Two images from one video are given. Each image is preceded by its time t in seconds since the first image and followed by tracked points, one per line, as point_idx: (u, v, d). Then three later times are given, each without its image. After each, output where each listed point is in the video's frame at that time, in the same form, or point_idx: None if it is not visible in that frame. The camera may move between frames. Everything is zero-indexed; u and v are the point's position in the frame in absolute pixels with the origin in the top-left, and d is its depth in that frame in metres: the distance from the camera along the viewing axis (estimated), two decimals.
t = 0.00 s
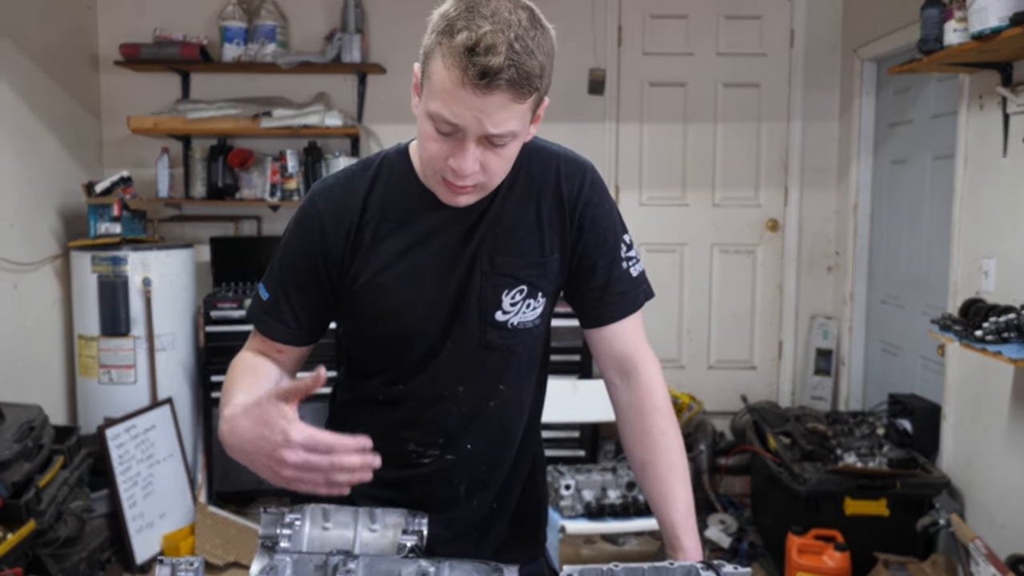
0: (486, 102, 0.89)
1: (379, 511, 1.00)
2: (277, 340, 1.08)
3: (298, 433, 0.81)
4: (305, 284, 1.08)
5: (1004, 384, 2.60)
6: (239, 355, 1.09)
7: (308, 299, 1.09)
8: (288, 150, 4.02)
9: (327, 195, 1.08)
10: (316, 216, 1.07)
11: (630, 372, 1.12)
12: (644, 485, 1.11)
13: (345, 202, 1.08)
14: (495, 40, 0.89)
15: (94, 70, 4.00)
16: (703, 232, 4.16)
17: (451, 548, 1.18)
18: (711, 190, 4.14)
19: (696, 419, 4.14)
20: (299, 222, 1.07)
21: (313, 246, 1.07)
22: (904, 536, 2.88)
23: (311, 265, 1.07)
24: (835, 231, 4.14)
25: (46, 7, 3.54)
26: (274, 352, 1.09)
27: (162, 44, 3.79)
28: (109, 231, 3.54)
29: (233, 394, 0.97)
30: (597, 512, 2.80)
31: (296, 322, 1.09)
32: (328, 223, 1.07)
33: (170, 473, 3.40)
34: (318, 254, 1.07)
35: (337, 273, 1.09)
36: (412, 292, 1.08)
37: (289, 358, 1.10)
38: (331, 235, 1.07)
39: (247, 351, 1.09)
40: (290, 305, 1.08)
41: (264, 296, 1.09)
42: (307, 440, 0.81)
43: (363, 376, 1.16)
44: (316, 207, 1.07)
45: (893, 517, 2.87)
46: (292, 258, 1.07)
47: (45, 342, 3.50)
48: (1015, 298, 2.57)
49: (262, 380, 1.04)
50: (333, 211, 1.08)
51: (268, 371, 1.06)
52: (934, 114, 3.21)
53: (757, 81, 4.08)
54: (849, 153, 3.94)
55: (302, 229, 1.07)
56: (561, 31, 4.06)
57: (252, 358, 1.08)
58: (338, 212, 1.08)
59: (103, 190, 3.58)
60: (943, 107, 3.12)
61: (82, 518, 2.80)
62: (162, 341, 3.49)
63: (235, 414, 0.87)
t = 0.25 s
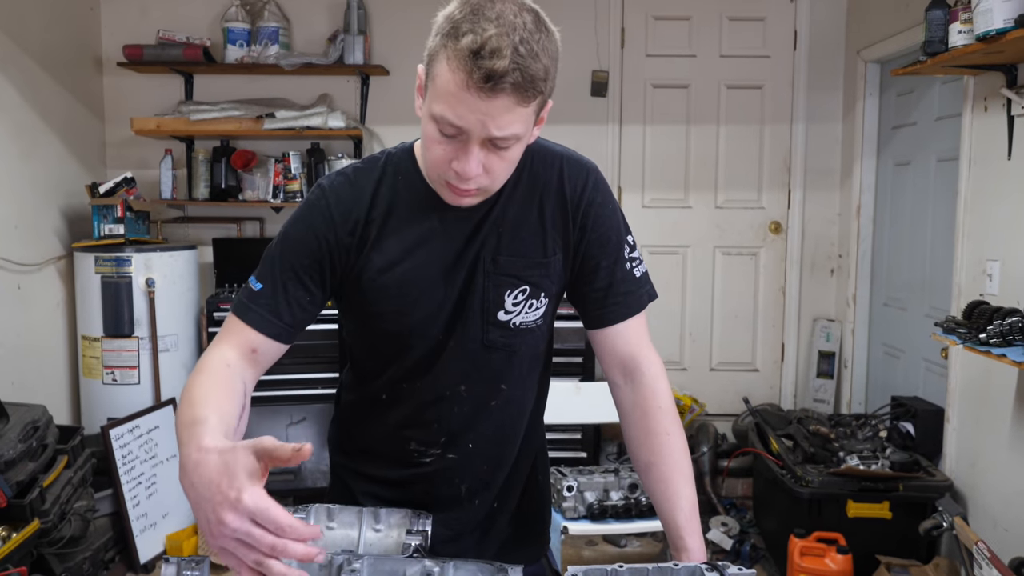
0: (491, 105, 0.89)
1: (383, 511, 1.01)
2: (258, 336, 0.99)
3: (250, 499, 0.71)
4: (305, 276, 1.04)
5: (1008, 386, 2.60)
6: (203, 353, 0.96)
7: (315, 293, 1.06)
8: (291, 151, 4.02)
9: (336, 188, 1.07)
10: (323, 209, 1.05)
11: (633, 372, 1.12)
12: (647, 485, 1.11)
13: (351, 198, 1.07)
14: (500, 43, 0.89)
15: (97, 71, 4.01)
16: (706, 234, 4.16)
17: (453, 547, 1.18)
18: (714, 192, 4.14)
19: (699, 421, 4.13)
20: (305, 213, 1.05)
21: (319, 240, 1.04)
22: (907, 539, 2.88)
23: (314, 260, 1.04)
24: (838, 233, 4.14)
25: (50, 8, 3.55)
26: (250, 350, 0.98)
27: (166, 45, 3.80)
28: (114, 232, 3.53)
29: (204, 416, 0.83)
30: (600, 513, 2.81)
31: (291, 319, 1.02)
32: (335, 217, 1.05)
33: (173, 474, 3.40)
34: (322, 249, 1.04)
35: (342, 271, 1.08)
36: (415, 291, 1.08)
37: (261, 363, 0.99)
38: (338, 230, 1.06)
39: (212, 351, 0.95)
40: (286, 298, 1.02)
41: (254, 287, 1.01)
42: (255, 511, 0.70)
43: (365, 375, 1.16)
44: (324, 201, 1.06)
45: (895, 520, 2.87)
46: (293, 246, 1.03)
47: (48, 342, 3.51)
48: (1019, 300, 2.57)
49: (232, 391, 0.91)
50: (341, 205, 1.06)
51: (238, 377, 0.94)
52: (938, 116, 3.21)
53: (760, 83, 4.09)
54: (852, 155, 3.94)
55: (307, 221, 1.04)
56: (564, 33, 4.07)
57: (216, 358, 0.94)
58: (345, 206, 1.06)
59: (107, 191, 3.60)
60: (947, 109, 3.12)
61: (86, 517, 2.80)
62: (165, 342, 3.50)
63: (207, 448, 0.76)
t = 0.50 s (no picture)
0: (487, 97, 0.89)
1: (384, 510, 1.01)
2: (261, 336, 0.98)
3: (240, 534, 0.69)
4: (306, 272, 1.03)
5: (1010, 387, 2.60)
6: (205, 355, 0.94)
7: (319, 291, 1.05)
8: (293, 150, 4.03)
9: (338, 185, 1.06)
10: (325, 207, 1.04)
11: (634, 371, 1.12)
12: (647, 484, 1.11)
13: (354, 195, 1.06)
14: (496, 34, 0.89)
15: (99, 70, 4.01)
16: (708, 234, 4.16)
17: (454, 547, 1.18)
18: (716, 192, 4.14)
19: (701, 421, 4.13)
20: (308, 211, 1.04)
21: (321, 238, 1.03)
22: (908, 539, 2.88)
23: (317, 259, 1.04)
24: (840, 234, 4.13)
25: (52, 8, 3.55)
26: (252, 353, 0.97)
27: (168, 44, 3.80)
28: (114, 231, 3.56)
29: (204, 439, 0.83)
30: (601, 513, 2.81)
31: (294, 317, 1.01)
32: (338, 214, 1.05)
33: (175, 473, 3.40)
34: (324, 247, 1.04)
35: (345, 270, 1.08)
36: (417, 290, 1.08)
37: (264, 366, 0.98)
38: (341, 228, 1.05)
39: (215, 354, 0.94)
40: (290, 296, 1.01)
41: (257, 286, 1.00)
42: (243, 550, 0.69)
43: (366, 374, 1.16)
44: (326, 198, 1.05)
45: (897, 521, 2.87)
46: (295, 246, 1.02)
47: (50, 341, 3.51)
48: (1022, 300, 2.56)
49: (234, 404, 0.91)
50: (343, 203, 1.06)
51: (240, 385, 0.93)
52: (941, 117, 3.20)
53: (763, 83, 4.08)
54: (855, 155, 3.94)
55: (310, 218, 1.03)
56: (567, 32, 4.07)
57: (217, 365, 0.93)
58: (348, 204, 1.06)
59: (109, 190, 3.60)
60: (951, 110, 3.12)
61: (88, 516, 2.81)
62: (167, 341, 3.50)
63: (207, 481, 0.75)
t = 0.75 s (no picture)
0: (493, 59, 0.89)
1: (385, 508, 1.00)
2: (286, 344, 1.07)
3: (301, 445, 0.83)
4: (314, 284, 1.07)
5: (1011, 385, 2.59)
6: (247, 369, 1.06)
7: (318, 299, 1.08)
8: (294, 149, 4.03)
9: (334, 191, 1.08)
10: (321, 215, 1.06)
11: (635, 371, 1.12)
12: (649, 483, 1.11)
13: (351, 201, 1.07)
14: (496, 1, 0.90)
15: (100, 68, 4.01)
16: (709, 233, 4.16)
17: (455, 546, 1.18)
18: (717, 191, 4.14)
19: (701, 419, 4.13)
20: (306, 218, 1.07)
21: (319, 246, 1.06)
22: (909, 538, 2.88)
23: (316, 267, 1.07)
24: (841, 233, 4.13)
25: (52, 6, 3.55)
26: (284, 356, 1.07)
27: (169, 42, 3.80)
28: (115, 229, 3.56)
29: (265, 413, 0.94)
30: (602, 511, 2.80)
31: (308, 322, 1.08)
32: (333, 221, 1.06)
33: (176, 471, 3.41)
34: (322, 255, 1.06)
35: (345, 272, 1.08)
36: (417, 290, 1.08)
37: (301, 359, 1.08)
38: (337, 234, 1.06)
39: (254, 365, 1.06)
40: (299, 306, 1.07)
41: (268, 295, 1.07)
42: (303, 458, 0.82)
43: (367, 373, 1.16)
44: (322, 205, 1.07)
45: (898, 519, 2.86)
46: (301, 260, 1.06)
47: (51, 339, 3.51)
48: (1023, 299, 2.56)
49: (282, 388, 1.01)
50: (339, 209, 1.07)
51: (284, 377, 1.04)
52: (942, 115, 3.20)
53: (765, 81, 4.08)
54: (856, 154, 3.94)
55: (309, 227, 1.06)
56: (568, 30, 4.06)
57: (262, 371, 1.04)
58: (345, 210, 1.07)
59: (110, 188, 3.60)
60: (952, 108, 3.11)
61: (89, 514, 2.81)
62: (168, 339, 3.50)
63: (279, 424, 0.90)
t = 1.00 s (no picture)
0: (488, 29, 0.92)
1: (388, 507, 1.00)
2: (305, 350, 1.12)
3: (303, 484, 0.87)
4: (315, 288, 1.09)
5: (1015, 383, 2.59)
6: (270, 374, 1.13)
7: (319, 303, 1.10)
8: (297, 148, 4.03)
9: (333, 195, 1.09)
10: (320, 218, 1.08)
11: (637, 369, 1.12)
12: (652, 482, 1.11)
13: (349, 204, 1.09)
14: None
15: (103, 69, 4.02)
16: (712, 231, 4.15)
17: (457, 545, 1.18)
18: (720, 189, 4.13)
19: (704, 417, 4.13)
20: (305, 223, 1.08)
21: (317, 251, 1.08)
22: (913, 536, 2.87)
23: (317, 270, 1.08)
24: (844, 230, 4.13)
25: (55, 6, 3.56)
26: (303, 363, 1.12)
27: (171, 42, 3.80)
28: (119, 229, 3.53)
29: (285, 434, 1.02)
30: (605, 510, 2.77)
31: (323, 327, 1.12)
32: (332, 225, 1.08)
33: (179, 471, 3.41)
34: (323, 257, 1.08)
35: (345, 272, 1.09)
36: (416, 288, 1.08)
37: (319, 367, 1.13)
38: (335, 237, 1.08)
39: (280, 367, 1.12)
40: (310, 312, 1.10)
41: (279, 300, 1.11)
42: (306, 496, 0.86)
43: (369, 372, 1.16)
44: (320, 209, 1.08)
45: (902, 517, 2.86)
46: (303, 264, 1.08)
47: (55, 339, 3.52)
48: None
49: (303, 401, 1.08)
50: (337, 212, 1.09)
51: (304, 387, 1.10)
52: (944, 112, 3.20)
53: (767, 79, 4.07)
54: (859, 152, 3.93)
55: (308, 232, 1.08)
56: (570, 29, 4.06)
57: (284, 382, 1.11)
58: (343, 213, 1.08)
59: (113, 188, 3.60)
60: (955, 105, 3.11)
61: (93, 513, 2.82)
62: (171, 339, 3.51)
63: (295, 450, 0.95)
